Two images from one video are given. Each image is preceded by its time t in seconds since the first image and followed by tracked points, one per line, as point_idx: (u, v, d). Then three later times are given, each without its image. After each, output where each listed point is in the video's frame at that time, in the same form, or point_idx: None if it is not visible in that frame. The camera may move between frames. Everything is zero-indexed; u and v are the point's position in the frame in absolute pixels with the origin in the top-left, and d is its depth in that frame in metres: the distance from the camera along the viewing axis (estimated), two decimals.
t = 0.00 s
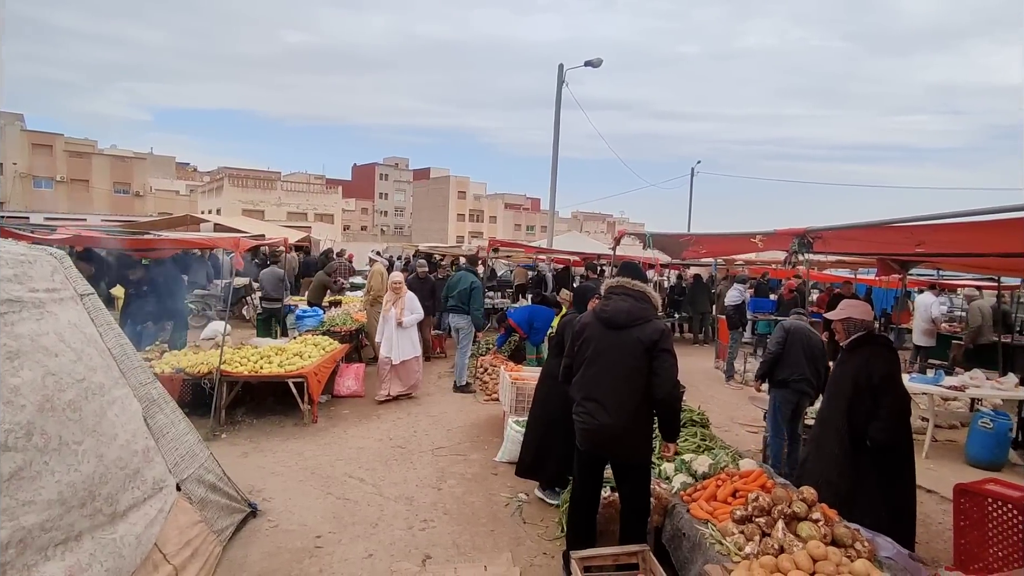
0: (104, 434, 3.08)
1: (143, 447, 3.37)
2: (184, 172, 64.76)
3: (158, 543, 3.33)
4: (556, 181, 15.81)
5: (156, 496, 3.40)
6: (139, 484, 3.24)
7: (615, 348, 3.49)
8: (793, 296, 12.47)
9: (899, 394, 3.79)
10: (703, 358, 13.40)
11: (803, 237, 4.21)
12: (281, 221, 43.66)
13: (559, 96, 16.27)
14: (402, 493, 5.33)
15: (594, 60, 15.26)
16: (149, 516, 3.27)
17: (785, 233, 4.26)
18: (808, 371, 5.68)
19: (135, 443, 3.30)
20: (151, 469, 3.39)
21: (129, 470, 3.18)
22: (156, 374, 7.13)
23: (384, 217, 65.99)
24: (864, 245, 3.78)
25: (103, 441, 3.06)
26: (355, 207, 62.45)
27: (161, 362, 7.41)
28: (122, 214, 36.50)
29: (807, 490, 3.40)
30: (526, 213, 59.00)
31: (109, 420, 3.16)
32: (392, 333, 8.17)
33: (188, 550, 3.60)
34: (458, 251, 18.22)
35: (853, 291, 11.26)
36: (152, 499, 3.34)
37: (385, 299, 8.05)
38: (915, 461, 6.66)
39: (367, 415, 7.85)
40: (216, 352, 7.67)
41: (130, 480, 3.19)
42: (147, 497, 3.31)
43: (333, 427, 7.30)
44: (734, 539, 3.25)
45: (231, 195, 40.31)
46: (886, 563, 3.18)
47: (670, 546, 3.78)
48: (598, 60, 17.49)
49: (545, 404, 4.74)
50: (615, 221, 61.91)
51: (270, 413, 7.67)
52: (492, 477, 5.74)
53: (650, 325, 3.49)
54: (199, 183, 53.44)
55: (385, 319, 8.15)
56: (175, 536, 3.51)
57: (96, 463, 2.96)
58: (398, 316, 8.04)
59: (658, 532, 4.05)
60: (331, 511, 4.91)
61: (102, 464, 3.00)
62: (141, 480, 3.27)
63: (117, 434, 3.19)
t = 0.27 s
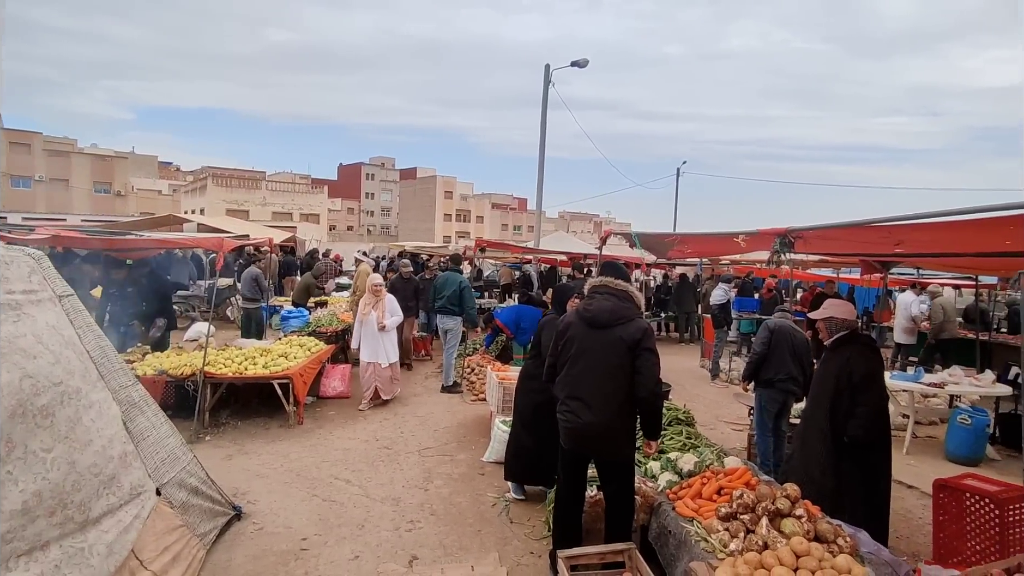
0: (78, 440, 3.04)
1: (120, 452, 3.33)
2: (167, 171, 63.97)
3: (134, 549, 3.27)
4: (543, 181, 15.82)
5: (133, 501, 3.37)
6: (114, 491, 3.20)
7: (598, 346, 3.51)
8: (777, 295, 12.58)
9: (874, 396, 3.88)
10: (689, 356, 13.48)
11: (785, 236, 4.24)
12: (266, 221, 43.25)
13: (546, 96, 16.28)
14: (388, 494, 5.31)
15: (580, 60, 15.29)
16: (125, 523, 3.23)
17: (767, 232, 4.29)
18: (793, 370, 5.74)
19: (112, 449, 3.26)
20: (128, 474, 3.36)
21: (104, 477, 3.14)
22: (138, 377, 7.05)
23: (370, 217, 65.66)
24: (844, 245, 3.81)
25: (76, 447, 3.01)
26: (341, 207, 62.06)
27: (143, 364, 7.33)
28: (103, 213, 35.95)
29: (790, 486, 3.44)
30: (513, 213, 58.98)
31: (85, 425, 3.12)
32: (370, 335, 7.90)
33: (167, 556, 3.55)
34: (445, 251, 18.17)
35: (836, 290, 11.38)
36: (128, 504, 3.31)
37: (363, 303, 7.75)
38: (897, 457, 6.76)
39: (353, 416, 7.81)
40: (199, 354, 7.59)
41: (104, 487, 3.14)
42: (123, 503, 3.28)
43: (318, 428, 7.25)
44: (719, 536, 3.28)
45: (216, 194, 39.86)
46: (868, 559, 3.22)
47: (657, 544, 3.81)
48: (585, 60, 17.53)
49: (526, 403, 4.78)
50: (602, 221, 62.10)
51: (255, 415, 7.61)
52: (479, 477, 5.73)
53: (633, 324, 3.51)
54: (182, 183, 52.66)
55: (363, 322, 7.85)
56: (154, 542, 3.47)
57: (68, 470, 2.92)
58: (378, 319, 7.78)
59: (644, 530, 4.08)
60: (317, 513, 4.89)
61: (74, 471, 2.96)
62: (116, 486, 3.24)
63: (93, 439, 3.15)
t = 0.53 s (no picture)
0: (13, 453, 2.96)
1: (62, 462, 3.24)
2: (121, 169, 61.85)
3: (82, 561, 3.18)
4: (509, 179, 15.86)
5: (81, 512, 3.28)
6: (55, 503, 3.13)
7: (562, 344, 3.53)
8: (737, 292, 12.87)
9: (826, 387, 4.00)
10: (652, 353, 13.68)
11: (744, 235, 4.33)
12: (226, 220, 42.21)
13: (511, 95, 16.31)
14: (353, 496, 5.25)
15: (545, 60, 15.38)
16: (69, 535, 3.15)
17: (726, 231, 4.37)
18: (753, 365, 5.87)
19: (53, 460, 3.18)
20: (72, 484, 3.27)
21: (42, 490, 3.07)
22: (90, 381, 6.81)
23: (334, 215, 64.69)
24: (800, 243, 3.93)
25: (10, 461, 2.94)
26: (303, 205, 60.99)
27: (95, 368, 7.08)
28: (51, 212, 34.50)
29: (749, 477, 3.52)
30: (479, 212, 58.94)
31: (20, 437, 3.04)
32: (328, 336, 7.64)
33: (121, 567, 3.44)
34: (410, 250, 18.04)
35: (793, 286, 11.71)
36: (75, 515, 3.24)
37: (320, 302, 7.48)
38: (851, 447, 6.99)
39: (317, 418, 7.70)
40: (154, 357, 7.37)
41: (43, 500, 3.08)
42: (69, 514, 3.20)
43: (281, 431, 7.13)
44: (682, 528, 3.35)
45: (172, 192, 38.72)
46: (822, 544, 3.33)
47: (621, 538, 3.86)
48: (550, 60, 17.60)
49: (481, 404, 4.85)
50: (567, 219, 62.52)
51: (215, 418, 7.44)
52: (445, 476, 5.72)
53: (596, 322, 3.55)
54: (136, 180, 50.95)
55: (320, 323, 7.56)
56: (107, 552, 3.37)
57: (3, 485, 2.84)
58: (337, 317, 7.54)
59: (609, 525, 4.13)
60: (279, 517, 4.80)
61: (9, 486, 2.89)
62: (58, 497, 3.16)
63: (29, 452, 3.06)
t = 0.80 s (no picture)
0: None
1: None
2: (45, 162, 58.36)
3: None
4: (457, 176, 15.80)
5: None
6: None
7: (520, 343, 3.56)
8: (682, 288, 13.22)
9: (762, 376, 4.16)
10: (601, 349, 13.91)
11: (685, 232, 4.43)
12: (162, 217, 40.44)
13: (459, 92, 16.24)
14: (299, 501, 5.14)
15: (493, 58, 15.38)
16: None
17: (668, 228, 4.45)
18: (695, 359, 6.05)
19: None
20: None
21: None
22: (11, 390, 6.41)
23: (278, 213, 62.91)
24: (738, 238, 4.05)
25: None
26: (245, 202, 59.07)
27: (16, 375, 6.68)
28: None
29: (692, 467, 3.63)
30: (428, 210, 58.46)
31: None
32: (270, 340, 7.28)
33: None
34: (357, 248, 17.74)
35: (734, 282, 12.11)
36: None
37: (260, 303, 7.17)
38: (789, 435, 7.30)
39: (261, 421, 7.49)
40: (83, 362, 7.00)
41: None
42: None
43: (223, 436, 6.90)
44: (628, 518, 3.42)
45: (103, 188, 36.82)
46: (760, 529, 3.47)
47: (571, 531, 3.92)
48: (498, 57, 17.60)
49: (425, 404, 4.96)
50: (517, 216, 62.75)
51: (151, 425, 7.13)
52: (395, 477, 5.66)
53: (552, 322, 3.61)
54: (62, 174, 48.17)
55: (261, 325, 7.23)
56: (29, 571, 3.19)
57: None
58: (279, 320, 7.20)
59: (559, 518, 4.18)
60: (221, 525, 4.66)
61: None
62: None
63: None
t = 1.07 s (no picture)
0: None
1: None
2: None
3: None
4: (395, 174, 15.56)
5: None
6: None
7: (455, 344, 3.54)
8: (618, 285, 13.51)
9: (691, 370, 4.30)
10: (539, 346, 14.04)
11: (617, 230, 4.50)
12: (76, 213, 37.94)
13: (396, 88, 16.00)
14: (227, 509, 4.94)
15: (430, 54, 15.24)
16: None
17: (601, 226, 4.50)
18: (629, 354, 6.20)
19: None
20: None
21: None
22: None
23: (206, 209, 60.19)
24: (667, 237, 4.18)
25: None
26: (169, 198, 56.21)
27: None
28: None
29: (625, 460, 3.72)
30: (365, 207, 57.37)
31: None
32: (192, 345, 6.87)
33: None
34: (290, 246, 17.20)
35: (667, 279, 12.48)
36: None
37: (184, 305, 6.85)
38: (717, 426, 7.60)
39: (186, 428, 7.15)
40: None
41: None
42: None
43: (143, 444, 6.54)
44: (564, 513, 3.48)
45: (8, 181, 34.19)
46: (689, 517, 3.60)
47: (508, 527, 3.94)
48: (436, 53, 17.44)
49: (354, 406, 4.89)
50: (457, 214, 62.45)
51: (62, 435, 6.68)
52: (330, 480, 5.53)
53: (484, 324, 3.65)
54: None
55: (183, 329, 6.85)
56: None
57: None
58: (201, 324, 6.79)
59: (496, 515, 4.19)
60: (141, 539, 4.41)
61: None
62: None
63: None
